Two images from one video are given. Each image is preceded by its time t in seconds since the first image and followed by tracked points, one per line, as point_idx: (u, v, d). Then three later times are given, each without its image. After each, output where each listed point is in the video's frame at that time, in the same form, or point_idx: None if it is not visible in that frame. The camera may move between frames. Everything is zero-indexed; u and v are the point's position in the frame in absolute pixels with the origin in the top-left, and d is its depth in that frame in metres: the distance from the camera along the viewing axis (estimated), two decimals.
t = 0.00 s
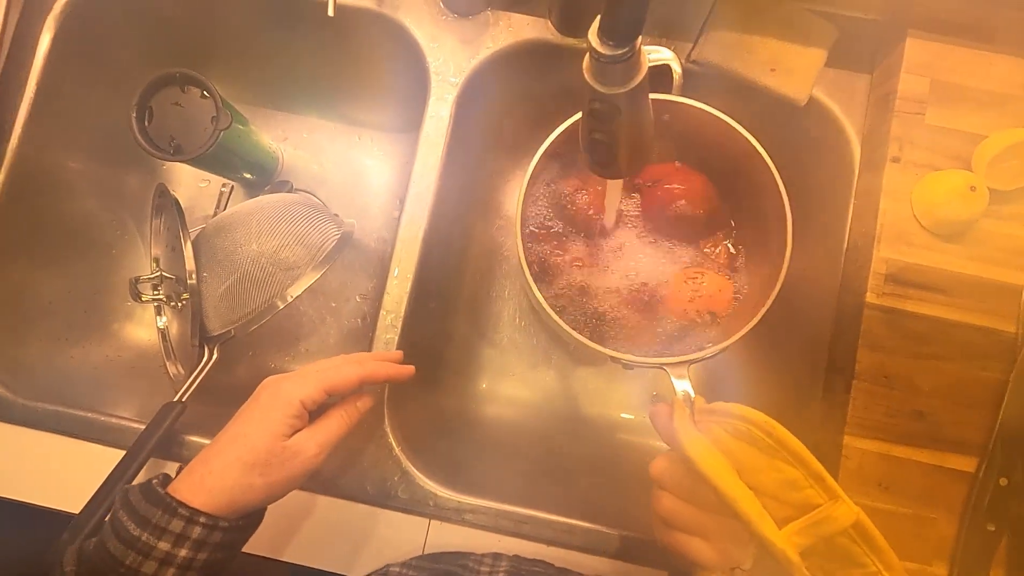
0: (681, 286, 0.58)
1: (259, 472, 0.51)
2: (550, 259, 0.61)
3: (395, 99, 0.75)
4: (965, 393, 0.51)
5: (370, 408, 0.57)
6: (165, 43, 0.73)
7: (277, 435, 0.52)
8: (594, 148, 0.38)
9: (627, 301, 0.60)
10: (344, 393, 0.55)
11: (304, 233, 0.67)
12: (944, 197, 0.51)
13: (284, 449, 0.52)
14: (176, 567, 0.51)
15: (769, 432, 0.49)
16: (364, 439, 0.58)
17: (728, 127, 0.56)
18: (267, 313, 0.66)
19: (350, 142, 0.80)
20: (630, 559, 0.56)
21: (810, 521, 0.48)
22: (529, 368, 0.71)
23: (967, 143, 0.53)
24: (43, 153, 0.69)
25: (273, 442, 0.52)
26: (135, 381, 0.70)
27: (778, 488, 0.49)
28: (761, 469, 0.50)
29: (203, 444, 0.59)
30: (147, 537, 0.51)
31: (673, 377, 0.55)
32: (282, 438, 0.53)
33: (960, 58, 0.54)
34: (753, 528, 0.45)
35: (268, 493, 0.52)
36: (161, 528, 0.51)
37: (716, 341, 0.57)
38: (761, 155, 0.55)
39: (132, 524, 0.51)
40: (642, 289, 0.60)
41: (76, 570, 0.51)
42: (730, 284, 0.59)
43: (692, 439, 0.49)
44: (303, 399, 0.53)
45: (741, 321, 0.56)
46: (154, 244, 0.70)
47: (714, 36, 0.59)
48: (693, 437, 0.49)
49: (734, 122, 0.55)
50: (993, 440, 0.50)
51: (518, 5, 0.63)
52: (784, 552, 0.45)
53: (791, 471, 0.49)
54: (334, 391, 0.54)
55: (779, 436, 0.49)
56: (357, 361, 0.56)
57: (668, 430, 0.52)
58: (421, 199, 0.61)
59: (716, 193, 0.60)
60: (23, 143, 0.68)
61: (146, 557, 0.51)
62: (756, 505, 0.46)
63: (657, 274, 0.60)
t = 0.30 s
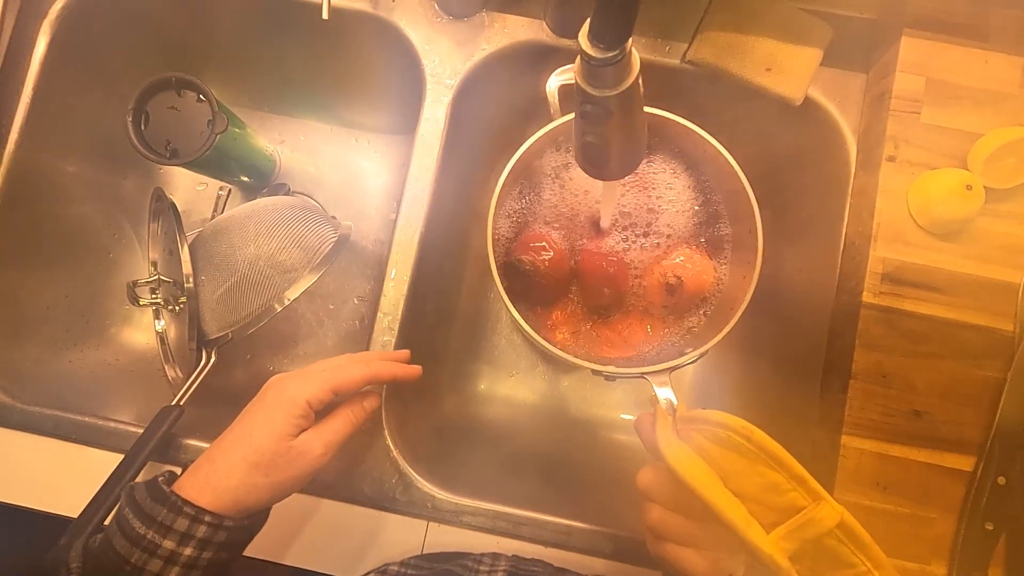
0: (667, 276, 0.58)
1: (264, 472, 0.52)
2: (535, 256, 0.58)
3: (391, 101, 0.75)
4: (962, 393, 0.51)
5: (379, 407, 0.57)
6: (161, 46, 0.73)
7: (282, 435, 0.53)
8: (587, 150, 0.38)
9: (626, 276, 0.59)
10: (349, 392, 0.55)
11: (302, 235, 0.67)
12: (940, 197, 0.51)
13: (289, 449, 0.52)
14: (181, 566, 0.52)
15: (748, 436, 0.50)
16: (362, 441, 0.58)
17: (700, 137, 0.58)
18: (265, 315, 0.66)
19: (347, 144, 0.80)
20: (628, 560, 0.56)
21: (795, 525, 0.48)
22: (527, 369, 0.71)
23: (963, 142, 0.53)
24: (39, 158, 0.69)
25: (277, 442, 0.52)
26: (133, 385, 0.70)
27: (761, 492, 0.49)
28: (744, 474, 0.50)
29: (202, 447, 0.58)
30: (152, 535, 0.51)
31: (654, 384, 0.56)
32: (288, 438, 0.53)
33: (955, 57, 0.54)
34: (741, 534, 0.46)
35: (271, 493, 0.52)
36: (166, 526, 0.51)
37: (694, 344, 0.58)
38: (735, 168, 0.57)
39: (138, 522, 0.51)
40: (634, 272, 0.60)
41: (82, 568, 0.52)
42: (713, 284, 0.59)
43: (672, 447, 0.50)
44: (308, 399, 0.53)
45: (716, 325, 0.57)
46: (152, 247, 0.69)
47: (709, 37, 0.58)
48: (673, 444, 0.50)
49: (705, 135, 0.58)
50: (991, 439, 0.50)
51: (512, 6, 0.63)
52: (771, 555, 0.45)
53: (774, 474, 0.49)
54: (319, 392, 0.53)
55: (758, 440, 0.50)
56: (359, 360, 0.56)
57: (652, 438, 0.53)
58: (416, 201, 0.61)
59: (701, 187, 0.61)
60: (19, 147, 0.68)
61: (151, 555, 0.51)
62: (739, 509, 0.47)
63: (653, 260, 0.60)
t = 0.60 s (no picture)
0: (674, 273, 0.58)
1: (257, 474, 0.51)
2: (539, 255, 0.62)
3: (390, 96, 0.75)
4: (960, 389, 0.51)
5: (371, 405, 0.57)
6: (159, 41, 0.73)
7: (274, 436, 0.52)
8: (588, 146, 0.38)
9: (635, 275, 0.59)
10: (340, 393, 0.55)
11: (301, 231, 0.67)
12: (939, 195, 0.51)
13: (282, 450, 0.52)
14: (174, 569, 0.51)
15: (738, 424, 0.50)
16: (361, 437, 0.58)
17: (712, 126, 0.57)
18: (264, 311, 0.66)
19: (346, 141, 0.80)
20: (627, 556, 0.56)
21: (779, 513, 0.49)
22: (526, 366, 0.71)
23: (962, 140, 0.53)
24: (36, 153, 0.69)
25: (271, 442, 0.52)
26: (131, 382, 0.70)
27: (749, 480, 0.50)
28: (734, 461, 0.51)
29: (200, 443, 0.58)
30: (145, 538, 0.50)
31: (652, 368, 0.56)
32: (280, 439, 0.53)
33: (954, 54, 0.54)
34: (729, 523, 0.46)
35: (265, 494, 0.52)
36: (159, 530, 0.51)
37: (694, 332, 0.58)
38: (742, 155, 0.56)
39: (131, 526, 0.51)
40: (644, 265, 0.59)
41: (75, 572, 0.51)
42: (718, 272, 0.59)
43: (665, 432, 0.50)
44: (300, 400, 0.53)
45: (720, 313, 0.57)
46: (150, 243, 0.69)
47: (709, 34, 0.58)
48: (665, 430, 0.50)
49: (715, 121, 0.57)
50: (989, 437, 0.50)
51: (512, 2, 0.63)
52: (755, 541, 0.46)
53: (761, 462, 0.50)
54: (312, 393, 0.53)
55: (748, 429, 0.50)
56: (354, 360, 0.56)
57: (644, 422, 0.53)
58: (416, 198, 0.61)
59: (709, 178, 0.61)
60: (16, 143, 0.67)
61: (144, 559, 0.50)
62: (728, 498, 0.47)
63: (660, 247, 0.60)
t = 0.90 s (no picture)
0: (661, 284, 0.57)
1: (252, 470, 0.51)
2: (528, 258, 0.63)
3: (390, 95, 0.75)
4: (962, 390, 0.51)
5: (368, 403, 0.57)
6: (160, 40, 0.73)
7: (269, 433, 0.52)
8: (588, 145, 0.38)
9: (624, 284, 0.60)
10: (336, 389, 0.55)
11: (300, 229, 0.66)
12: (941, 195, 0.51)
13: (277, 447, 0.52)
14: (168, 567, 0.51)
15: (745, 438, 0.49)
16: (361, 437, 0.58)
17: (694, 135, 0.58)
18: (263, 311, 0.66)
19: (346, 139, 0.80)
20: (626, 557, 0.56)
21: (795, 527, 0.48)
22: (526, 366, 0.71)
23: (965, 140, 0.53)
24: (36, 151, 0.69)
25: (266, 439, 0.52)
26: (132, 380, 0.70)
27: (762, 494, 0.49)
28: (746, 476, 0.50)
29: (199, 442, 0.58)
30: (139, 536, 0.50)
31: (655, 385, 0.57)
32: (275, 436, 0.53)
33: (957, 53, 0.54)
34: (741, 539, 0.46)
35: (259, 491, 0.52)
36: (153, 527, 0.50)
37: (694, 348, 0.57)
38: (735, 168, 0.57)
39: (124, 523, 0.50)
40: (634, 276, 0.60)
41: (67, 571, 0.51)
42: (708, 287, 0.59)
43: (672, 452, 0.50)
44: (296, 396, 0.53)
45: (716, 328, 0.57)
46: (149, 242, 0.69)
47: (711, 32, 0.58)
48: (670, 447, 0.51)
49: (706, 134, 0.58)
50: (990, 438, 0.50)
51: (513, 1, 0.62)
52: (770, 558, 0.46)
53: (774, 477, 0.49)
54: (303, 390, 0.53)
55: (760, 445, 0.48)
56: (346, 356, 0.56)
57: (650, 437, 0.54)
58: (416, 197, 0.61)
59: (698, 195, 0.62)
60: (16, 141, 0.67)
61: (138, 556, 0.50)
62: (738, 513, 0.47)
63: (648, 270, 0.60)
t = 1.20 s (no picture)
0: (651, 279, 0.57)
1: (258, 470, 0.51)
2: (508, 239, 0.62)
3: (378, 95, 0.75)
4: (949, 378, 0.51)
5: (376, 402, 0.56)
6: (146, 42, 0.72)
7: (275, 432, 0.52)
8: (572, 139, 0.38)
9: (608, 274, 0.59)
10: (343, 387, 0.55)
11: (291, 230, 0.66)
12: (925, 185, 0.51)
13: (283, 446, 0.52)
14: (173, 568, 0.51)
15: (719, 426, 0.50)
16: (353, 435, 0.58)
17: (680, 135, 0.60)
18: (254, 311, 0.66)
19: (335, 140, 0.80)
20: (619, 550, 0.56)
21: (769, 514, 0.48)
22: (517, 362, 0.71)
23: (948, 130, 0.53)
24: (22, 155, 0.69)
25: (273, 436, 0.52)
26: (124, 383, 0.70)
27: (737, 481, 0.50)
28: (721, 463, 0.50)
29: (192, 443, 0.58)
30: (144, 535, 0.50)
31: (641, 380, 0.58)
32: (281, 435, 0.52)
33: (939, 44, 0.55)
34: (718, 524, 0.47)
35: (266, 490, 0.51)
36: (159, 526, 0.50)
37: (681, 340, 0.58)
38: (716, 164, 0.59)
39: (130, 522, 0.50)
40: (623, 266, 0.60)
41: (74, 565, 0.51)
42: (699, 281, 0.59)
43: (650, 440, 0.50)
44: (301, 395, 0.52)
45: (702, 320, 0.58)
46: (140, 245, 0.69)
47: (695, 27, 0.58)
48: (650, 437, 0.51)
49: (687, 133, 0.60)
50: (977, 424, 0.50)
51: None
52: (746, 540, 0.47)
53: (748, 463, 0.49)
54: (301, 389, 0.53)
55: (732, 431, 0.49)
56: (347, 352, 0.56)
57: (632, 430, 0.54)
58: (404, 195, 0.61)
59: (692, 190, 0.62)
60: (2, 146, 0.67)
61: (144, 555, 0.50)
62: (714, 497, 0.48)
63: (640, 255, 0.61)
